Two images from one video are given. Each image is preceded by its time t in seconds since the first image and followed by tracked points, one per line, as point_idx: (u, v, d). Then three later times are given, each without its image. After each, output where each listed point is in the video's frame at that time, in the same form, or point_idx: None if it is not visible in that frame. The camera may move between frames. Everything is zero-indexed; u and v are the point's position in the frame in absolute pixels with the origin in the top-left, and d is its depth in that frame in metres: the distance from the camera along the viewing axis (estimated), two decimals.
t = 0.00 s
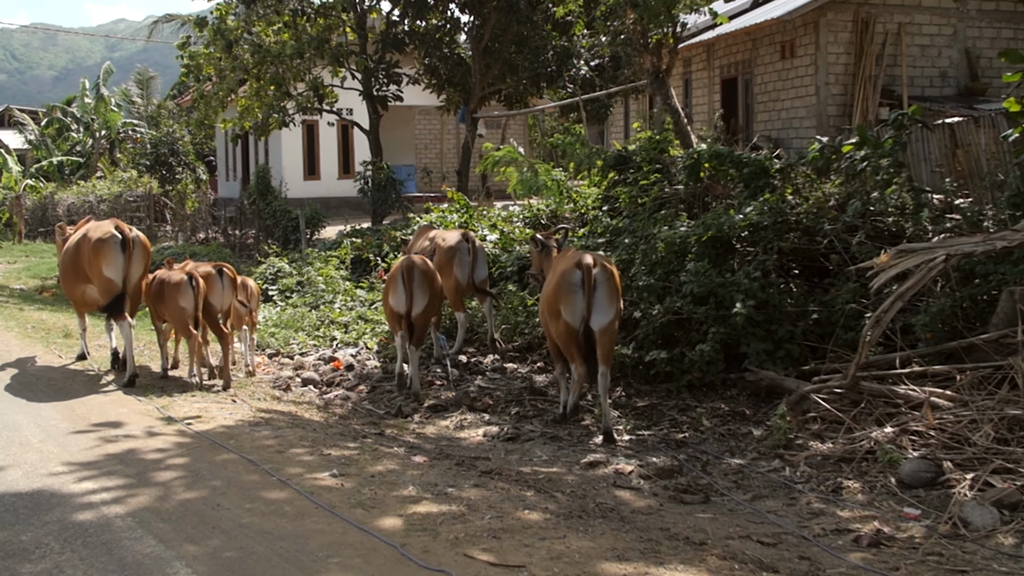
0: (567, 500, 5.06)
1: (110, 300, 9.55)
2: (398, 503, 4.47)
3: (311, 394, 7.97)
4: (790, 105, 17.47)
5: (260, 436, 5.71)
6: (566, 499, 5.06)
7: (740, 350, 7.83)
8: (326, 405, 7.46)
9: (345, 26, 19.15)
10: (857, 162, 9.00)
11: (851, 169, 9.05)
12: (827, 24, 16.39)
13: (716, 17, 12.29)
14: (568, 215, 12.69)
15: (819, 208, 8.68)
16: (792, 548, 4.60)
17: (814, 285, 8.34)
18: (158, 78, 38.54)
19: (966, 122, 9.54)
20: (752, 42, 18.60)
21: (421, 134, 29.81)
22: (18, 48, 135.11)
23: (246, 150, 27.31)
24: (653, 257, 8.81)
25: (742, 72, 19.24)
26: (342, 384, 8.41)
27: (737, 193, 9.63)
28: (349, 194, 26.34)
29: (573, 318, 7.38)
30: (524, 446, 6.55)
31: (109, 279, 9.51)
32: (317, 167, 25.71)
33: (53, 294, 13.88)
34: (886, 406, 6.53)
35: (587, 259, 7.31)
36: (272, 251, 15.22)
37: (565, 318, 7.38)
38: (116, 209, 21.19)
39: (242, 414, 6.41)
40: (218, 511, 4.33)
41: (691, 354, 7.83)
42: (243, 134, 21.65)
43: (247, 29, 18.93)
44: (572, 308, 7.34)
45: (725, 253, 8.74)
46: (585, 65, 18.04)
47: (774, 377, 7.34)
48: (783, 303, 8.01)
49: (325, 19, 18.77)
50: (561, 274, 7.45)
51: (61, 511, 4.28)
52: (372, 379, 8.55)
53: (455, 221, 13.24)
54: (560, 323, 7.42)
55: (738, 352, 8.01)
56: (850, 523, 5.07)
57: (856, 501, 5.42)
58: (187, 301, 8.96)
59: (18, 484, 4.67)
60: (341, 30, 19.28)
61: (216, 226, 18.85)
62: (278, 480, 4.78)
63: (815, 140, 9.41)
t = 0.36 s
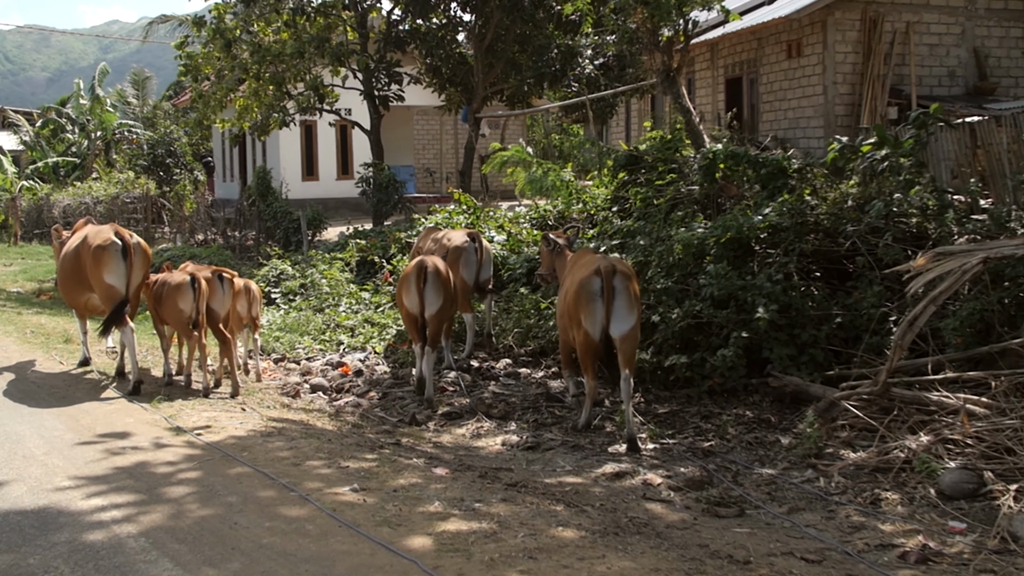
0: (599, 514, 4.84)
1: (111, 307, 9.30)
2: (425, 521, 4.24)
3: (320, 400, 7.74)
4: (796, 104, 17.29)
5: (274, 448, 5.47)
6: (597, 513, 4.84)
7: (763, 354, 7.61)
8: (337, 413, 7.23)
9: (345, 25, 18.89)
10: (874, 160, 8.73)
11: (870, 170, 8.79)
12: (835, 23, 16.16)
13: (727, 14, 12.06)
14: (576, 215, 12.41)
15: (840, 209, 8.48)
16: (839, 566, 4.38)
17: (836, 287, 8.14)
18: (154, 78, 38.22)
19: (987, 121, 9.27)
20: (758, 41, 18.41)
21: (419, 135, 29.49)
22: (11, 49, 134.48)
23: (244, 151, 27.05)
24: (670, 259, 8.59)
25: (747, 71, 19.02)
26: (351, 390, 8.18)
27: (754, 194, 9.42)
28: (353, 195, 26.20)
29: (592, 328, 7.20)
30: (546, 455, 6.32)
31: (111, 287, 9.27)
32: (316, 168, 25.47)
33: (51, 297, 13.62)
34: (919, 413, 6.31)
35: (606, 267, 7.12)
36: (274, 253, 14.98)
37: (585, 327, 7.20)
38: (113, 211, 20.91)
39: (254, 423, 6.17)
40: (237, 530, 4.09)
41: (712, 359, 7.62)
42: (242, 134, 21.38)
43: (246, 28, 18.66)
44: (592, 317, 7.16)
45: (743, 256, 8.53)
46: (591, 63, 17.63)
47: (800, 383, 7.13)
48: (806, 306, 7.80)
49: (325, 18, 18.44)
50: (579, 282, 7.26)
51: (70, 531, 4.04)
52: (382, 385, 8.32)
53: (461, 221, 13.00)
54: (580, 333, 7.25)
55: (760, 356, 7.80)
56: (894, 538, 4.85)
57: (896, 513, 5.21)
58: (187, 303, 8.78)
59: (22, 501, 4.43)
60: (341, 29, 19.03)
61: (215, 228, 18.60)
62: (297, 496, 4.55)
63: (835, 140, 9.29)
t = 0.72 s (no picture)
0: (633, 530, 4.61)
1: (110, 312, 9.04)
2: (456, 540, 4.01)
3: (330, 407, 7.50)
4: (802, 102, 17.11)
5: (289, 460, 5.23)
6: (632, 529, 4.61)
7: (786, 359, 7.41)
8: (349, 421, 6.99)
9: (344, 23, 18.63)
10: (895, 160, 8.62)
11: (889, 171, 8.69)
12: (843, 20, 15.99)
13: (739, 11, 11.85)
14: (584, 215, 12.17)
15: (861, 209, 8.28)
16: None
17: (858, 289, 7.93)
18: (148, 78, 37.86)
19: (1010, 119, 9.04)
20: (762, 39, 18.21)
21: (416, 134, 29.22)
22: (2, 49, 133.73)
23: (240, 151, 26.76)
24: (687, 260, 8.37)
25: (751, 69, 18.82)
26: (361, 396, 7.94)
27: (771, 193, 9.23)
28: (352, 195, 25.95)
29: (611, 333, 6.96)
30: (568, 465, 6.09)
31: (109, 291, 9.01)
32: (313, 168, 25.21)
33: (47, 300, 13.33)
34: (955, 420, 6.09)
35: (625, 271, 6.86)
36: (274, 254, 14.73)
37: (603, 333, 6.97)
38: (108, 212, 20.61)
39: (265, 433, 5.93)
40: (257, 551, 3.85)
41: (734, 364, 7.40)
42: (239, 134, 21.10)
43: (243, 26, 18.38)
44: (610, 322, 6.93)
45: (762, 257, 8.33)
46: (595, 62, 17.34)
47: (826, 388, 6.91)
48: (830, 308, 7.59)
49: (324, 16, 18.19)
50: (598, 286, 7.03)
51: (80, 553, 3.80)
52: (393, 391, 8.08)
53: (467, 222, 12.75)
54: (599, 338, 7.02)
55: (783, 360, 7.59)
56: (943, 552, 4.63)
57: (941, 526, 4.99)
58: (186, 307, 8.57)
59: (27, 521, 4.18)
60: (340, 27, 18.77)
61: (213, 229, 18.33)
62: (317, 513, 4.30)
63: (855, 139, 9.09)
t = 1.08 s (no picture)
0: (672, 547, 4.37)
1: (107, 312, 8.80)
2: (491, 561, 3.77)
3: (339, 414, 7.25)
4: (806, 100, 16.95)
5: (305, 473, 4.98)
6: (671, 546, 4.38)
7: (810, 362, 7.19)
8: (361, 429, 6.75)
9: (342, 20, 18.35)
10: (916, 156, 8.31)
11: (910, 169, 8.40)
12: (848, 16, 15.81)
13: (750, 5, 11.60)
14: (592, 214, 11.97)
15: (883, 207, 8.03)
16: None
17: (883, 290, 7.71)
18: (139, 77, 37.40)
19: None
20: (766, 35, 18.01)
21: (411, 133, 29.07)
22: None
23: (234, 150, 26.46)
24: (705, 261, 8.15)
25: (754, 66, 18.61)
26: (371, 402, 7.69)
27: (788, 191, 9.02)
28: (352, 195, 25.63)
29: (632, 332, 6.78)
30: (592, 474, 5.86)
31: (105, 290, 8.77)
32: (308, 167, 24.93)
33: (41, 302, 13.03)
34: (993, 427, 5.83)
35: (649, 269, 6.69)
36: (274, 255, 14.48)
37: (624, 331, 6.80)
38: (101, 212, 20.30)
39: (276, 443, 5.67)
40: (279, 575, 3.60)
41: (757, 368, 7.18)
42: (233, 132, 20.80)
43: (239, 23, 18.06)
44: (631, 321, 6.76)
45: (782, 257, 8.11)
46: (597, 56, 17.28)
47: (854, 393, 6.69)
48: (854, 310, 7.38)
49: (321, 12, 18.01)
50: (619, 284, 6.86)
51: None
52: (404, 396, 7.83)
53: (472, 222, 12.47)
54: (619, 337, 6.84)
55: (808, 364, 7.37)
56: (996, 567, 4.40)
57: (989, 539, 4.76)
58: (185, 313, 8.24)
59: (30, 543, 3.93)
60: (336, 24, 18.47)
61: (208, 229, 18.04)
62: (340, 532, 4.05)
63: (876, 135, 8.74)
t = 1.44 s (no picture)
0: (715, 564, 4.14)
1: (100, 313, 8.66)
2: None
3: (349, 422, 7.00)
4: (807, 97, 16.86)
5: (322, 487, 4.73)
6: (713, 563, 4.15)
7: (835, 365, 6.98)
8: (373, 438, 6.49)
9: (337, 17, 18.05)
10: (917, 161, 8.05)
11: (917, 178, 8.11)
12: (853, 11, 15.73)
13: None
14: (597, 212, 11.84)
15: (906, 204, 7.89)
16: None
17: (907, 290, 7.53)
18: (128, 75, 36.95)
19: None
20: (767, 31, 17.83)
21: (405, 131, 28.86)
22: None
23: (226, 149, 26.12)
24: (724, 261, 7.95)
25: (754, 62, 18.42)
26: (381, 408, 7.43)
27: (805, 188, 8.92)
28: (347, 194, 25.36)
29: (654, 331, 6.71)
30: (619, 484, 5.62)
31: (98, 290, 8.63)
32: (301, 165, 24.64)
33: (33, 305, 12.70)
34: None
35: (673, 267, 6.65)
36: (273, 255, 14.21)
37: (646, 331, 6.72)
38: (92, 212, 19.96)
39: (288, 454, 5.42)
40: None
41: (781, 371, 6.97)
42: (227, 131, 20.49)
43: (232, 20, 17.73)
44: (654, 320, 6.68)
45: (803, 256, 7.95)
46: (599, 53, 17.22)
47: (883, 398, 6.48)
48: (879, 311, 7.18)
49: (316, 8, 17.70)
50: (640, 282, 6.79)
51: None
52: (414, 402, 7.57)
53: (476, 221, 12.21)
54: (641, 337, 6.76)
55: (832, 367, 7.14)
56: None
57: None
58: (180, 316, 8.09)
59: (34, 567, 3.67)
60: (332, 20, 18.17)
61: (202, 229, 17.72)
62: (367, 553, 3.81)
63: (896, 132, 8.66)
